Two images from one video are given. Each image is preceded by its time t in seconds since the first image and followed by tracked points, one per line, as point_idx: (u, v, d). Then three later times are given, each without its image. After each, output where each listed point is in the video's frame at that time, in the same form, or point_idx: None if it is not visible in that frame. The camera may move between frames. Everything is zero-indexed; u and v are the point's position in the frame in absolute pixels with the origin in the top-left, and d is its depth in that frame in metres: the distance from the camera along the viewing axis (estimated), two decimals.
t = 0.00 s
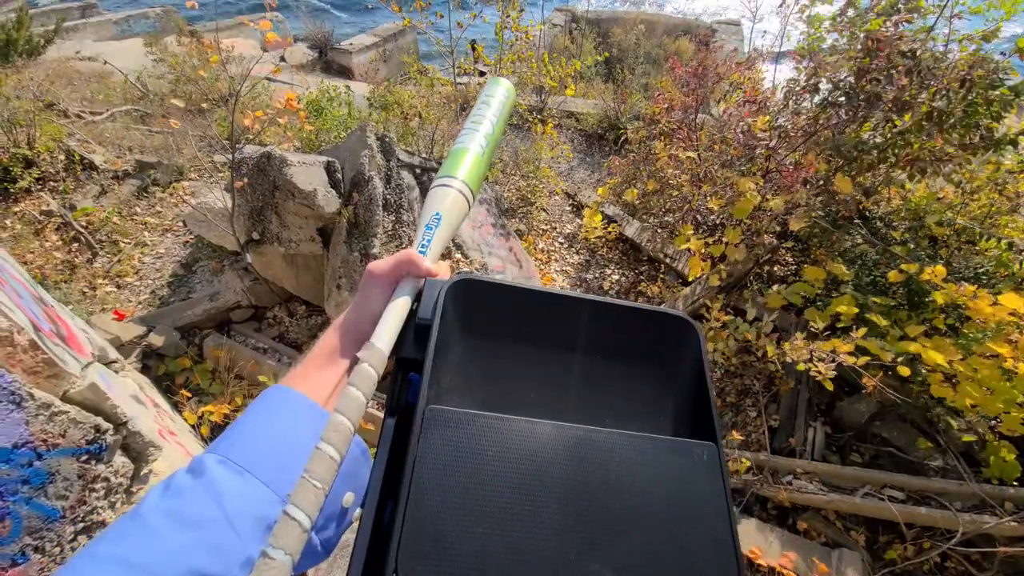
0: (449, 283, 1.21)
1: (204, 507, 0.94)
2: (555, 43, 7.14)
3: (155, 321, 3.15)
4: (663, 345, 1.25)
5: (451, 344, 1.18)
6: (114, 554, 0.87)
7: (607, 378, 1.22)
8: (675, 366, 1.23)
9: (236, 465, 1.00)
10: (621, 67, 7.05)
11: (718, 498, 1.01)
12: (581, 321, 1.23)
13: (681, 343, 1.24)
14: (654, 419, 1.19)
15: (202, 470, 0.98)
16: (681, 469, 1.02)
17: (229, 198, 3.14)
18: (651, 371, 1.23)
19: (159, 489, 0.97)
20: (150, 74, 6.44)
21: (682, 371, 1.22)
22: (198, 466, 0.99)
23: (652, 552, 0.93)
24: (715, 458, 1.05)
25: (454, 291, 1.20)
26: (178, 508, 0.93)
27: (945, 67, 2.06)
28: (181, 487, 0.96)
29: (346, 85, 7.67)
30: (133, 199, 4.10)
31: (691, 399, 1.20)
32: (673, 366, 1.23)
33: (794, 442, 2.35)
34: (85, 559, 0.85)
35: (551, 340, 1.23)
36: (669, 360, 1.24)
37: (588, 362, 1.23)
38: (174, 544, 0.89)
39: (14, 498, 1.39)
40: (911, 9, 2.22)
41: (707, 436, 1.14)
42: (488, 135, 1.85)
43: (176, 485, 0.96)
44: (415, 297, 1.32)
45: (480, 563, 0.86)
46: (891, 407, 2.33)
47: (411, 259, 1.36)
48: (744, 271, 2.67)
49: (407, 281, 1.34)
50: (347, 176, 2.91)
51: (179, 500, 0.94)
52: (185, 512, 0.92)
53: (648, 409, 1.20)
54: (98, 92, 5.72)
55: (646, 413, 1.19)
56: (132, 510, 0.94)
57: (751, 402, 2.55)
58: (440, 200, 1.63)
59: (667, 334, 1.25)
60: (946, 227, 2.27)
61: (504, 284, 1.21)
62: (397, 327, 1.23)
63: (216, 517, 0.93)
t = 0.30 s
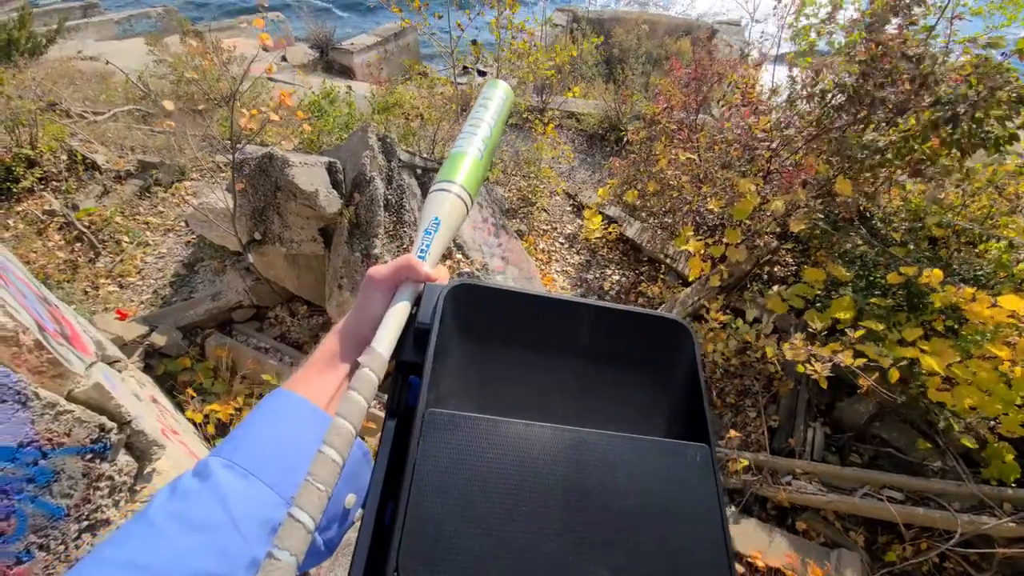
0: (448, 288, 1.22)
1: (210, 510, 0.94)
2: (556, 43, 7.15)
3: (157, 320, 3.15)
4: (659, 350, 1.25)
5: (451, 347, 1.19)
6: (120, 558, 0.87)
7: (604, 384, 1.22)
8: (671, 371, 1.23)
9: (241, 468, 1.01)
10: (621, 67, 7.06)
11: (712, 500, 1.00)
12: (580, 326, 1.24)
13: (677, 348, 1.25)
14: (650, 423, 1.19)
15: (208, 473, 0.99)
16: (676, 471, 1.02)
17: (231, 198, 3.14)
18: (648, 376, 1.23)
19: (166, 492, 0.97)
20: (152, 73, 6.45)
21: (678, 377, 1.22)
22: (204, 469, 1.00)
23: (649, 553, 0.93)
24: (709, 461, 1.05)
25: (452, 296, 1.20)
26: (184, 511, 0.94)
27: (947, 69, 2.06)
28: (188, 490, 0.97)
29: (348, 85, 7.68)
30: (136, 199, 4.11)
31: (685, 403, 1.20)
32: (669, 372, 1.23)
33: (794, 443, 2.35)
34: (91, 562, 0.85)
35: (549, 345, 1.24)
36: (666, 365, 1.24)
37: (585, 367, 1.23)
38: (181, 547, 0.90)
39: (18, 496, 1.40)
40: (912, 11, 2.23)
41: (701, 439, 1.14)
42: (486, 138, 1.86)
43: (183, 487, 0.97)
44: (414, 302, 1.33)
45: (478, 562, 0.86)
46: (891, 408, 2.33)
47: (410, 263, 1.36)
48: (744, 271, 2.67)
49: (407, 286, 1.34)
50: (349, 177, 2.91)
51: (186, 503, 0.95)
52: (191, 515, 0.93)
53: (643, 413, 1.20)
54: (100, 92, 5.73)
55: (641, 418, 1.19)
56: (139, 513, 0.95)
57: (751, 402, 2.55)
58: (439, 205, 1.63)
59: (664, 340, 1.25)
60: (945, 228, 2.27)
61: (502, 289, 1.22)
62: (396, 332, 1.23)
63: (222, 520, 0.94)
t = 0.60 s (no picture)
0: (449, 293, 1.22)
1: (217, 513, 0.94)
2: (557, 45, 7.16)
3: (159, 320, 3.16)
4: (656, 353, 1.25)
5: (451, 352, 1.19)
6: (129, 560, 0.88)
7: (602, 387, 1.22)
8: (668, 374, 1.23)
9: (247, 471, 1.00)
10: (622, 68, 7.08)
11: (707, 501, 1.01)
12: (578, 329, 1.24)
13: (674, 351, 1.25)
14: (647, 425, 1.19)
15: (215, 476, 0.98)
16: (673, 472, 1.02)
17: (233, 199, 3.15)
18: (645, 379, 1.23)
19: (173, 494, 0.97)
20: (154, 74, 6.46)
21: (674, 380, 1.23)
22: (210, 472, 0.99)
23: (647, 554, 0.93)
24: (705, 462, 1.05)
25: (453, 301, 1.20)
26: (192, 514, 0.94)
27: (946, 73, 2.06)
28: (195, 493, 0.97)
29: (349, 86, 7.71)
30: (138, 199, 4.11)
31: (682, 406, 1.20)
32: (666, 376, 1.23)
33: (794, 445, 2.35)
34: (105, 562, 0.87)
35: (548, 349, 1.24)
36: (663, 368, 1.24)
37: (584, 370, 1.24)
38: (189, 550, 0.90)
39: (23, 496, 1.39)
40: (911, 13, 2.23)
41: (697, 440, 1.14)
42: (486, 144, 1.86)
43: (190, 490, 0.97)
44: (415, 307, 1.33)
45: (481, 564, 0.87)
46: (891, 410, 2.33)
47: (411, 269, 1.36)
48: (744, 273, 2.69)
49: (408, 291, 1.34)
50: (350, 178, 2.92)
51: (193, 506, 0.95)
52: (199, 518, 0.93)
53: (639, 414, 1.20)
54: (103, 93, 5.74)
55: (638, 419, 1.20)
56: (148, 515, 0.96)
57: (751, 404, 2.54)
58: (438, 211, 1.63)
59: (661, 343, 1.25)
60: (945, 231, 2.26)
61: (503, 294, 1.22)
62: (397, 337, 1.24)
63: (229, 522, 0.94)
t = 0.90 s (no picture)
0: (450, 301, 1.22)
1: (221, 518, 0.95)
2: (559, 48, 7.19)
3: (162, 323, 3.17)
4: (653, 361, 1.25)
5: (452, 360, 1.19)
6: (135, 564, 0.88)
7: (600, 394, 1.23)
8: (665, 380, 1.23)
9: (251, 477, 1.01)
10: (622, 71, 7.10)
11: (705, 506, 1.00)
12: (577, 337, 1.25)
13: (671, 357, 1.25)
14: (644, 431, 1.19)
15: (220, 482, 0.99)
16: (670, 478, 1.02)
17: (236, 202, 3.16)
18: (642, 386, 1.23)
19: (180, 500, 0.98)
20: (157, 78, 6.49)
21: (672, 386, 1.23)
22: (215, 478, 1.00)
23: (645, 560, 0.93)
24: (701, 469, 1.05)
25: (454, 309, 1.21)
26: (198, 519, 0.94)
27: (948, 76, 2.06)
28: (200, 499, 0.97)
29: (351, 89, 7.75)
30: (141, 202, 4.12)
31: (678, 414, 1.20)
32: (664, 382, 1.23)
33: (794, 448, 2.34)
34: (111, 566, 0.87)
35: (547, 356, 1.24)
36: (659, 375, 1.24)
37: (582, 377, 1.24)
38: (193, 556, 0.90)
39: (26, 497, 1.39)
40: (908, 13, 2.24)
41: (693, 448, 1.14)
42: (485, 152, 1.86)
43: (196, 496, 0.97)
44: (416, 314, 1.33)
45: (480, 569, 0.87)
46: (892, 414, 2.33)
47: (412, 277, 1.36)
48: (745, 276, 2.69)
49: (410, 299, 1.34)
50: (352, 181, 2.93)
51: (198, 512, 0.95)
52: (204, 524, 0.93)
53: (636, 420, 1.20)
54: (106, 96, 5.76)
55: (635, 425, 1.20)
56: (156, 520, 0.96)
57: (752, 407, 2.53)
58: (439, 219, 1.64)
59: (657, 349, 1.25)
60: (946, 235, 2.25)
61: (502, 301, 1.23)
62: (399, 345, 1.24)
63: (233, 527, 0.94)
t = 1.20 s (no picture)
0: (449, 313, 1.22)
1: (223, 530, 0.94)
2: (559, 56, 7.24)
3: (163, 328, 3.17)
4: (647, 373, 1.26)
5: (450, 372, 1.19)
6: None
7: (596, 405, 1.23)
8: (659, 393, 1.24)
9: (253, 489, 1.01)
10: (623, 79, 7.14)
11: (699, 513, 1.01)
12: (573, 349, 1.25)
13: (664, 369, 1.26)
14: (638, 441, 1.20)
15: (221, 493, 0.99)
16: (665, 487, 1.02)
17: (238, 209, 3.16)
18: (637, 399, 1.24)
19: (181, 511, 0.97)
20: (160, 85, 6.52)
21: (665, 398, 1.23)
22: (217, 489, 0.99)
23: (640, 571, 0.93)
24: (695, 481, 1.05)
25: (452, 322, 1.20)
26: (199, 530, 0.94)
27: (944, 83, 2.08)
28: (201, 510, 0.97)
29: (354, 96, 7.79)
30: (144, 208, 4.14)
31: (672, 426, 1.20)
32: (658, 393, 1.24)
33: (795, 455, 2.33)
34: None
35: (543, 367, 1.24)
36: (654, 388, 1.24)
37: (579, 389, 1.24)
38: (195, 568, 0.90)
39: (28, 504, 1.39)
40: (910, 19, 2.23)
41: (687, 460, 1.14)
42: (482, 166, 1.86)
43: (197, 507, 0.97)
44: (415, 326, 1.34)
45: None
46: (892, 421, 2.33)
47: (411, 290, 1.38)
48: (744, 282, 2.69)
49: (409, 311, 1.35)
50: (354, 187, 2.92)
51: (199, 523, 0.95)
52: (205, 535, 0.93)
53: (631, 430, 1.21)
54: (110, 103, 5.79)
55: (630, 436, 1.20)
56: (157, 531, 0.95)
57: (753, 414, 2.52)
58: (437, 232, 1.64)
59: (651, 361, 1.26)
60: (945, 242, 2.26)
61: (500, 313, 1.22)
62: (398, 356, 1.24)
63: (235, 539, 0.94)
